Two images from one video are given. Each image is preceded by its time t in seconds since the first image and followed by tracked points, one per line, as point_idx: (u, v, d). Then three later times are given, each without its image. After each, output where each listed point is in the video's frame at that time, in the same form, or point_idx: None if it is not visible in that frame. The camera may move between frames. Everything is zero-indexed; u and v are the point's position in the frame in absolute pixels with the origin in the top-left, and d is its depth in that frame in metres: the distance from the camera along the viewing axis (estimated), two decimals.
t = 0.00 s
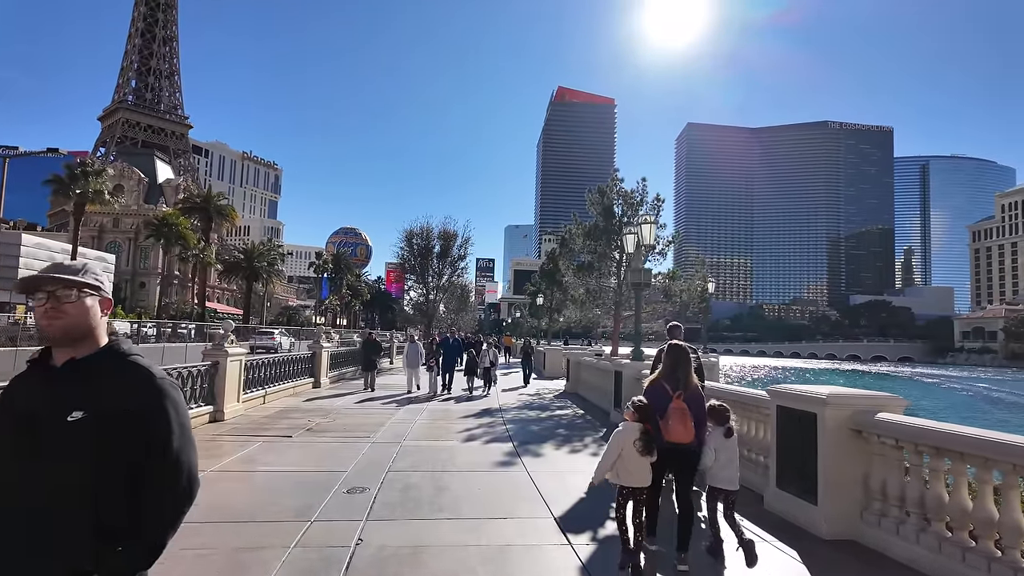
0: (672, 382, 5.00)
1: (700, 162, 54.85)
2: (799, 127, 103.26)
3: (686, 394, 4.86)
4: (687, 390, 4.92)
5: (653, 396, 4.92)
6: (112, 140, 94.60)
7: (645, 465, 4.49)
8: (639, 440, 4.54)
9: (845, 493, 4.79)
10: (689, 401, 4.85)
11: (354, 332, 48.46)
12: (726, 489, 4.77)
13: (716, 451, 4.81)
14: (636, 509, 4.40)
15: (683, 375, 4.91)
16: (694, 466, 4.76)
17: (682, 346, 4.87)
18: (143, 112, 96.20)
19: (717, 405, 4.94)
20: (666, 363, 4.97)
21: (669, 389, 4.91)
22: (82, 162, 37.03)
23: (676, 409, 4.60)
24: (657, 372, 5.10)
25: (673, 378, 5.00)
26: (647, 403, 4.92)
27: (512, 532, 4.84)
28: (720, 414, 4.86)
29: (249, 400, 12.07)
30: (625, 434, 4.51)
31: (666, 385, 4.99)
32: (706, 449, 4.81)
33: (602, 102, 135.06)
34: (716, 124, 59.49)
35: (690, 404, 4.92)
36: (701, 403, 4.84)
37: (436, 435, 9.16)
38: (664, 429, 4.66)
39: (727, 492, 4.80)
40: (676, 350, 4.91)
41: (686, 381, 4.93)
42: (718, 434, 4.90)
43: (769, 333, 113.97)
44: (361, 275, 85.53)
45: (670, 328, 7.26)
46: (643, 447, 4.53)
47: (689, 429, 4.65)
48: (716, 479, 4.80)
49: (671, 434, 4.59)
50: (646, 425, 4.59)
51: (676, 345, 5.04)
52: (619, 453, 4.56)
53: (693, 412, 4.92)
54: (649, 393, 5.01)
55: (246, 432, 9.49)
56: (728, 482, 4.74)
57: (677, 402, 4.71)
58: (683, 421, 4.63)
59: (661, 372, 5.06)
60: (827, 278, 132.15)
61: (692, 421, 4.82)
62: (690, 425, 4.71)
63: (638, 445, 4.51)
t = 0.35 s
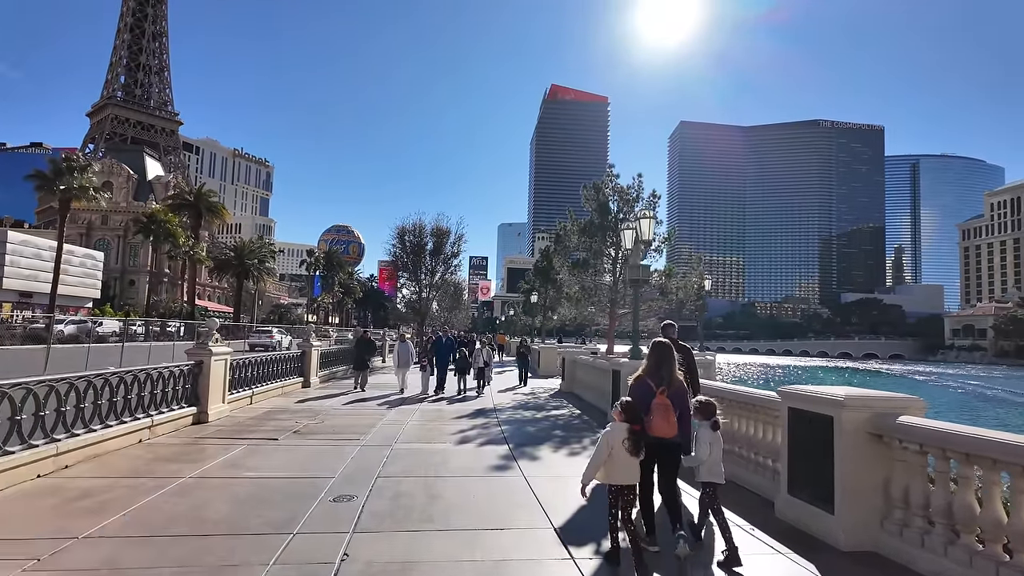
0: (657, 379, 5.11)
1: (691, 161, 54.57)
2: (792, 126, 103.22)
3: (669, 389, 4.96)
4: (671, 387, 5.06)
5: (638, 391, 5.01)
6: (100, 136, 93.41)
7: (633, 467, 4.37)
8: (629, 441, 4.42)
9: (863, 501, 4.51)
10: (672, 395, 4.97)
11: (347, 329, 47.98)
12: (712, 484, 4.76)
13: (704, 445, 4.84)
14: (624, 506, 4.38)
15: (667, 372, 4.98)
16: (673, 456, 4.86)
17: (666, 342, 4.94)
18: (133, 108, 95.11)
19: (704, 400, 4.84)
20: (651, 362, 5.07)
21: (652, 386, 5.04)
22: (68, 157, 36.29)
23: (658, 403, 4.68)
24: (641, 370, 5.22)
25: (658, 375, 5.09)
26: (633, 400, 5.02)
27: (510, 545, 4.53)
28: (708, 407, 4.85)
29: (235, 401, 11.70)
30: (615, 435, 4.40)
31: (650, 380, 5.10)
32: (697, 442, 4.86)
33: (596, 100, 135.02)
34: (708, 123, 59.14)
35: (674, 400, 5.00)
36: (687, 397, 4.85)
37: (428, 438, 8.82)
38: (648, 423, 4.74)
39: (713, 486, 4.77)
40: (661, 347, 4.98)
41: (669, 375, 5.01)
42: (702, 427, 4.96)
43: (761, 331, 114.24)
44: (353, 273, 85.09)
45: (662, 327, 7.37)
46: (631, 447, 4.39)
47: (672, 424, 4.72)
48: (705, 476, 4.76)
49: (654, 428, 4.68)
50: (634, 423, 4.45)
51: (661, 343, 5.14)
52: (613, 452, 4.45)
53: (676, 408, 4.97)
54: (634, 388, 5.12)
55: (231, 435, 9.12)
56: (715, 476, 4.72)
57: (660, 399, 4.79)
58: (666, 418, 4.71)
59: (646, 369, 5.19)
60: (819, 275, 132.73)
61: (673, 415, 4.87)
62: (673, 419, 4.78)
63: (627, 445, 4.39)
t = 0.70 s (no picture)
0: (657, 379, 4.97)
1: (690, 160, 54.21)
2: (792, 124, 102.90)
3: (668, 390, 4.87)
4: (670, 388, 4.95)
5: (636, 389, 4.80)
6: (99, 134, 93.08)
7: (634, 465, 4.52)
8: (627, 440, 4.59)
9: (897, 512, 4.20)
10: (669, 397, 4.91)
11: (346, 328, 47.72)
12: (712, 476, 4.95)
13: (699, 436, 4.96)
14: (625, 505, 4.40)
15: (665, 373, 4.89)
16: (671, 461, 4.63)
17: (666, 343, 4.83)
18: (131, 106, 94.84)
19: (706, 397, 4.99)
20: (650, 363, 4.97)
21: (653, 385, 4.85)
22: (63, 154, 35.93)
23: (660, 404, 4.47)
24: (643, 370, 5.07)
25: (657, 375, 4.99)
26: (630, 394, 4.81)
27: (516, 558, 4.23)
28: (710, 402, 5.04)
29: (229, 401, 11.34)
30: (614, 436, 4.57)
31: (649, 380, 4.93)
32: (687, 436, 5.01)
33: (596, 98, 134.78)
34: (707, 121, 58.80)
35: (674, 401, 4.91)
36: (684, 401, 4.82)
37: (430, 440, 8.49)
38: (648, 424, 4.57)
39: (714, 480, 4.92)
40: (662, 348, 4.89)
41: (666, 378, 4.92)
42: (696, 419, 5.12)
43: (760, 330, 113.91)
44: (353, 271, 84.96)
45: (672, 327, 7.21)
46: (630, 447, 4.57)
47: (673, 425, 4.50)
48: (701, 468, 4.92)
49: (656, 430, 4.48)
50: (630, 422, 4.64)
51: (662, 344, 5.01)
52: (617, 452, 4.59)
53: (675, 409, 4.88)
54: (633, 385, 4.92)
55: (223, 437, 8.77)
56: (712, 470, 4.90)
57: (660, 398, 4.61)
58: (666, 417, 4.50)
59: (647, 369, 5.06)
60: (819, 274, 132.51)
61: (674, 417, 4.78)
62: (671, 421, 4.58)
63: (625, 446, 4.58)
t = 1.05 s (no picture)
0: (658, 376, 5.07)
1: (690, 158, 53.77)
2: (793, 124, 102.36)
3: (667, 389, 4.98)
4: (671, 386, 5.03)
5: (637, 386, 4.99)
6: (98, 133, 92.65)
7: (633, 462, 4.62)
8: (625, 435, 4.67)
9: (936, 531, 3.88)
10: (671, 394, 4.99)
11: (345, 327, 47.48)
12: (707, 480, 5.01)
13: (695, 439, 5.05)
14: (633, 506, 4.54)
15: (666, 370, 4.98)
16: (671, 452, 4.96)
17: (665, 340, 4.96)
18: (130, 105, 94.55)
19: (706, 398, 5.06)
20: (650, 356, 5.06)
21: (654, 382, 4.99)
22: (61, 151, 35.55)
23: (660, 401, 4.68)
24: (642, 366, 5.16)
25: (657, 371, 5.08)
26: (632, 392, 4.99)
27: None
28: (709, 408, 5.04)
29: (223, 404, 11.00)
30: (613, 429, 4.66)
31: (650, 376, 5.07)
32: (686, 438, 5.09)
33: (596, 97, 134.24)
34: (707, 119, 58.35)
35: (674, 398, 5.00)
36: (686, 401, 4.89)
37: (431, 445, 8.19)
38: (648, 419, 4.80)
39: (708, 481, 5.01)
40: (661, 344, 4.99)
41: (668, 376, 5.01)
42: (694, 423, 5.20)
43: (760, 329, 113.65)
44: (353, 270, 84.93)
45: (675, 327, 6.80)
46: (627, 442, 4.63)
47: (671, 421, 4.76)
48: (695, 468, 5.02)
49: (654, 425, 4.73)
50: (628, 417, 4.73)
51: (661, 340, 5.09)
52: (614, 445, 4.68)
53: (675, 407, 4.97)
54: (635, 382, 5.06)
55: (215, 442, 8.45)
56: (705, 472, 4.98)
57: (661, 396, 4.80)
58: (665, 413, 4.75)
59: (648, 365, 5.13)
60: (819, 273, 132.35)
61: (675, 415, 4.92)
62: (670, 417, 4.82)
63: (624, 438, 4.63)
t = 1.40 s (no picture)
0: (646, 377, 5.46)
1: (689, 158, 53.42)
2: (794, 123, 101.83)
3: (657, 385, 5.41)
4: (658, 384, 5.44)
5: (628, 385, 5.34)
6: (95, 133, 92.34)
7: (620, 449, 4.66)
8: (614, 422, 4.73)
9: (980, 544, 3.54)
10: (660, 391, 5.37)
11: (344, 327, 47.21)
12: (708, 476, 4.83)
13: (697, 433, 4.88)
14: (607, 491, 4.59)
15: (655, 369, 5.43)
16: (661, 446, 5.15)
17: (652, 338, 5.47)
18: (128, 105, 94.38)
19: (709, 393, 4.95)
20: (639, 357, 5.54)
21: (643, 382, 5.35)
22: (55, 149, 35.09)
23: (649, 397, 5.01)
24: (631, 368, 5.56)
25: (648, 371, 5.53)
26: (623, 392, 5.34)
27: None
28: (712, 404, 4.89)
29: (214, 404, 10.66)
30: (601, 417, 4.74)
31: (639, 376, 5.48)
32: (688, 434, 4.91)
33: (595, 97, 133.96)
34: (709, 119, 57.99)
35: (664, 393, 5.41)
36: (671, 394, 5.28)
37: (431, 447, 7.88)
38: (638, 416, 5.08)
39: (710, 477, 4.84)
40: (649, 345, 5.45)
41: (656, 372, 5.50)
42: (696, 418, 5.05)
43: (760, 329, 113.31)
44: (351, 270, 84.82)
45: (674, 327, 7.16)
46: (615, 428, 4.70)
47: (660, 418, 5.06)
48: (696, 463, 4.84)
49: (643, 422, 5.03)
50: (617, 405, 4.81)
51: (649, 341, 5.54)
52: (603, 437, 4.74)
53: (666, 402, 5.36)
54: (625, 383, 5.40)
55: (205, 445, 8.11)
56: (708, 468, 4.79)
57: (648, 393, 5.16)
58: (654, 409, 5.07)
59: (636, 367, 5.52)
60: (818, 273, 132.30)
61: (663, 409, 5.32)
62: (660, 415, 5.14)
63: (611, 426, 4.70)
